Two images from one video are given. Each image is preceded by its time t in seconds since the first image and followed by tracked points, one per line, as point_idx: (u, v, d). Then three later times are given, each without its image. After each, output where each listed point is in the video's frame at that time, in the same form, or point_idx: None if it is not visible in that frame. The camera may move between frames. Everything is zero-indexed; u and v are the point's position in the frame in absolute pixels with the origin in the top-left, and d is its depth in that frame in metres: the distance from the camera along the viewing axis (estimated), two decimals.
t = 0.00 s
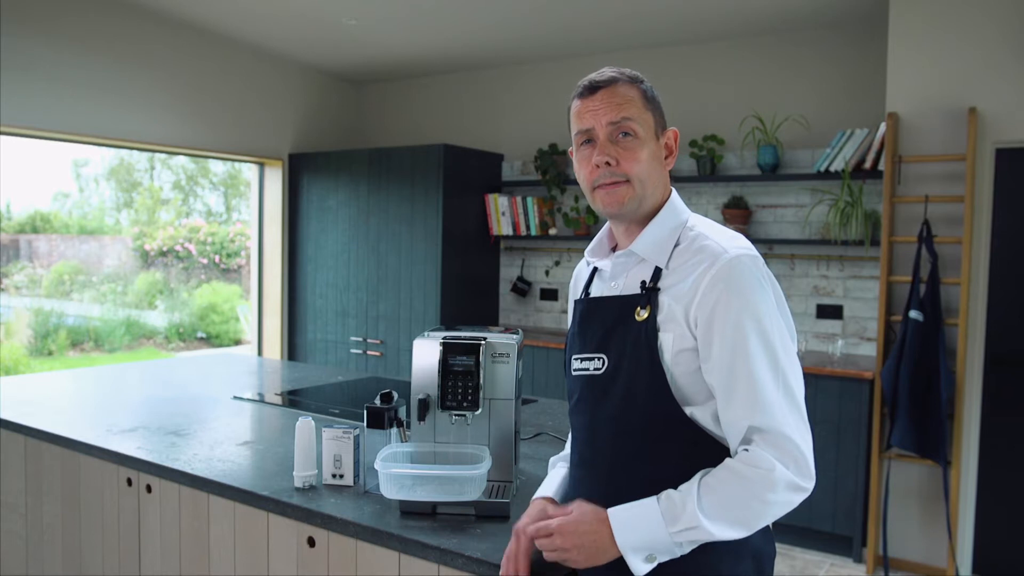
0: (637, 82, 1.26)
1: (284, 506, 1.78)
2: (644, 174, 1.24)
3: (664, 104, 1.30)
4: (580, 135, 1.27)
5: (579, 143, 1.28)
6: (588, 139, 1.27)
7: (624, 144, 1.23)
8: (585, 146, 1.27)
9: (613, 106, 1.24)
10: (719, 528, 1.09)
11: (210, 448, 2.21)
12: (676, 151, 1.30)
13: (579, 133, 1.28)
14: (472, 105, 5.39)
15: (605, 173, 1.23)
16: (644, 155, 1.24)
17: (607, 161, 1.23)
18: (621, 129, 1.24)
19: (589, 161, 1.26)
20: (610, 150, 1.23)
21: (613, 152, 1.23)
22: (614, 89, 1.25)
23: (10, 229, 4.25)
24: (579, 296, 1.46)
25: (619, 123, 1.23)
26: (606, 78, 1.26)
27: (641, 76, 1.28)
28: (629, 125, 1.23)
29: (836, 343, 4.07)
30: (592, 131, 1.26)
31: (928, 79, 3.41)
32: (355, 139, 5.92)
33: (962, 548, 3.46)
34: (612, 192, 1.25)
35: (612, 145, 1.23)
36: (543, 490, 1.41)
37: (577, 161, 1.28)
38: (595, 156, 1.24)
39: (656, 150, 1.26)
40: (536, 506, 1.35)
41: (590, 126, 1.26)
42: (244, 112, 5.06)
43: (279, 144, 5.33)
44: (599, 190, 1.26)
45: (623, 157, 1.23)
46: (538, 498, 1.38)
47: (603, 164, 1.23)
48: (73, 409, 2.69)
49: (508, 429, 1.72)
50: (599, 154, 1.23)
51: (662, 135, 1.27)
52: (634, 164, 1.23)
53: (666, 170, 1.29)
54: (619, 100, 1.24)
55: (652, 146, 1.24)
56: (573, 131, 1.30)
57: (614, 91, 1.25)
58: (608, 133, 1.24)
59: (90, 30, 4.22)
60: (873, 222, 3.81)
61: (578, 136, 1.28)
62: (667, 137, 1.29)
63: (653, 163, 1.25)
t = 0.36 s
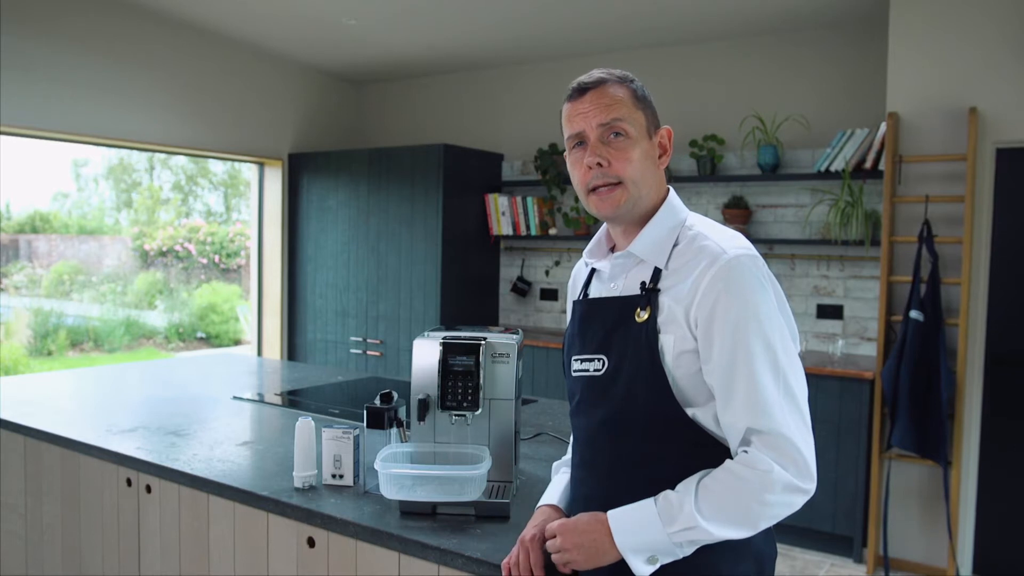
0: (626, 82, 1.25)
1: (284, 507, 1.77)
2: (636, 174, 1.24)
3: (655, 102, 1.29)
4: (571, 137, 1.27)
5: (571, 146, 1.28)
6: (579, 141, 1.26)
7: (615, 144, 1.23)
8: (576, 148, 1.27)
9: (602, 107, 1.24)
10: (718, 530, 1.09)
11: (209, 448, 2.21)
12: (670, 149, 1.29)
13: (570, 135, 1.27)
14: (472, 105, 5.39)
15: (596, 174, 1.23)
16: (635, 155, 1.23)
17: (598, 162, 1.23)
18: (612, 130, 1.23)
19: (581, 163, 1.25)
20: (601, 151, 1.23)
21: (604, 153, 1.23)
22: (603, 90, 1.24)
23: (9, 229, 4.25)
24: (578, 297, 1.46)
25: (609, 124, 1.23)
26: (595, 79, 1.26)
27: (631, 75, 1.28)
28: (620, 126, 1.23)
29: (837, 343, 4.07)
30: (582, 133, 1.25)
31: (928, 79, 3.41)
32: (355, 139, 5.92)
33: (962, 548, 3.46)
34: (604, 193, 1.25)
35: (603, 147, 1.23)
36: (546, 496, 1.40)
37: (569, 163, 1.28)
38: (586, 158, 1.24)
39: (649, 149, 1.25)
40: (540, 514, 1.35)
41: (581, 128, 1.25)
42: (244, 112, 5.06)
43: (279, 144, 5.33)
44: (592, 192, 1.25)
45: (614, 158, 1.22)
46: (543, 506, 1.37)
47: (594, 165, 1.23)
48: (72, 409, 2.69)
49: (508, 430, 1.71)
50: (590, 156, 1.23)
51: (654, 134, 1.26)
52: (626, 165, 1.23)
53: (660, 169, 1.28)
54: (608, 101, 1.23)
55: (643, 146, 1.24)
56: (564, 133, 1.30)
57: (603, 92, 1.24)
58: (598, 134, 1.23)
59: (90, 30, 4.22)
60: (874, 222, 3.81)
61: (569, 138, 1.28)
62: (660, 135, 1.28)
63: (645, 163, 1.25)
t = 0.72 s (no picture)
0: (621, 82, 1.25)
1: (284, 507, 1.77)
2: (633, 175, 1.23)
3: (651, 103, 1.28)
4: (567, 139, 1.27)
5: (567, 148, 1.28)
6: (576, 143, 1.26)
7: (611, 145, 1.22)
8: (573, 150, 1.26)
9: (598, 109, 1.23)
10: (718, 530, 1.09)
11: (209, 448, 2.21)
12: (667, 150, 1.29)
13: (566, 137, 1.27)
14: (472, 105, 5.39)
15: (593, 176, 1.23)
16: (632, 156, 1.23)
17: (594, 163, 1.22)
18: (607, 131, 1.23)
19: (577, 165, 1.25)
20: (597, 153, 1.23)
21: (601, 155, 1.22)
22: (599, 91, 1.24)
23: (9, 229, 4.25)
24: (576, 297, 1.45)
25: (605, 126, 1.23)
26: (590, 80, 1.25)
27: (626, 76, 1.27)
28: (616, 127, 1.22)
29: (837, 343, 4.07)
30: (578, 135, 1.25)
31: (929, 79, 3.41)
32: (355, 139, 5.91)
33: (962, 549, 3.46)
34: (601, 195, 1.24)
35: (599, 148, 1.23)
36: (546, 497, 1.40)
37: (565, 165, 1.28)
38: (582, 159, 1.23)
39: (645, 150, 1.25)
40: (540, 514, 1.35)
41: (577, 130, 1.25)
42: (244, 112, 5.06)
43: (279, 144, 5.32)
44: (588, 193, 1.25)
45: (610, 159, 1.22)
46: (543, 507, 1.37)
47: (591, 167, 1.23)
48: (72, 409, 2.69)
49: (508, 430, 1.71)
50: (586, 157, 1.23)
51: (650, 135, 1.26)
52: (622, 166, 1.22)
53: (656, 169, 1.28)
54: (603, 102, 1.23)
55: (639, 147, 1.23)
56: (561, 135, 1.30)
57: (598, 93, 1.24)
58: (594, 136, 1.23)
59: (90, 29, 4.22)
60: (874, 222, 3.80)
61: (566, 139, 1.27)
62: (656, 136, 1.28)
63: (642, 164, 1.24)
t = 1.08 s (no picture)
0: (618, 83, 1.25)
1: (283, 507, 1.77)
2: (631, 175, 1.23)
3: (649, 102, 1.28)
4: (565, 140, 1.27)
5: (566, 149, 1.28)
6: (574, 144, 1.26)
7: (609, 145, 1.22)
8: (571, 151, 1.26)
9: (595, 109, 1.23)
10: (715, 530, 1.09)
11: (209, 448, 2.21)
12: (665, 149, 1.29)
13: (564, 138, 1.27)
14: (472, 105, 5.39)
15: (591, 176, 1.23)
16: (630, 156, 1.23)
17: (592, 164, 1.22)
18: (605, 131, 1.23)
19: (576, 165, 1.25)
20: (595, 153, 1.22)
21: (598, 155, 1.22)
22: (595, 91, 1.24)
23: (8, 229, 4.24)
24: (574, 296, 1.45)
25: (602, 126, 1.23)
26: (587, 80, 1.25)
27: (623, 76, 1.27)
28: (613, 126, 1.22)
29: (837, 343, 4.06)
30: (576, 136, 1.25)
31: (929, 79, 3.41)
32: (355, 139, 5.91)
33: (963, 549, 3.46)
34: (599, 195, 1.24)
35: (597, 148, 1.22)
36: (545, 496, 1.40)
37: (564, 166, 1.28)
38: (580, 160, 1.23)
39: (643, 149, 1.24)
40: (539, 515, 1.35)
41: (574, 130, 1.25)
42: (244, 112, 5.06)
43: (279, 144, 5.32)
44: (587, 194, 1.25)
45: (608, 158, 1.22)
46: (543, 506, 1.37)
47: (589, 167, 1.22)
48: (72, 409, 2.69)
49: (508, 430, 1.71)
50: (584, 157, 1.23)
51: (649, 134, 1.26)
52: (620, 166, 1.22)
53: (655, 169, 1.28)
54: (600, 102, 1.23)
55: (637, 146, 1.23)
56: (559, 137, 1.30)
57: (595, 94, 1.24)
58: (592, 136, 1.23)
59: (90, 30, 4.22)
60: (874, 223, 3.80)
61: (564, 140, 1.27)
62: (655, 135, 1.27)
63: (640, 163, 1.24)
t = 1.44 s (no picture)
0: (610, 82, 1.25)
1: (283, 507, 1.76)
2: (626, 171, 1.22)
3: (644, 101, 1.28)
4: (560, 140, 1.27)
5: (561, 149, 1.28)
6: (569, 143, 1.26)
7: (603, 143, 1.22)
8: (566, 151, 1.27)
9: (587, 108, 1.24)
10: (725, 512, 1.04)
11: (209, 449, 2.20)
12: (662, 147, 1.28)
13: (559, 138, 1.27)
14: (472, 105, 5.38)
15: (586, 174, 1.22)
16: (624, 153, 1.22)
17: (586, 161, 1.22)
18: (598, 129, 1.23)
19: (571, 164, 1.25)
20: (588, 151, 1.22)
21: (592, 152, 1.22)
22: (587, 91, 1.25)
23: (8, 229, 4.24)
24: (575, 296, 1.44)
25: (595, 124, 1.23)
26: (579, 81, 1.27)
27: (617, 76, 1.28)
28: (606, 124, 1.22)
29: (838, 343, 4.06)
30: (570, 135, 1.25)
31: (929, 79, 3.40)
32: (355, 139, 5.91)
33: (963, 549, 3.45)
34: (595, 193, 1.24)
35: (591, 146, 1.22)
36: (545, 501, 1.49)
37: (560, 166, 1.28)
38: (574, 158, 1.23)
39: (639, 146, 1.24)
40: (539, 514, 1.44)
41: (568, 130, 1.25)
42: (244, 112, 5.06)
43: (279, 144, 5.32)
44: (583, 192, 1.25)
45: (602, 156, 1.21)
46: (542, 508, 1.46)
47: (583, 165, 1.22)
48: (72, 410, 2.69)
49: (509, 430, 1.70)
50: (578, 156, 1.23)
51: (644, 132, 1.26)
52: (614, 163, 1.21)
53: (651, 167, 1.27)
54: (592, 101, 1.23)
55: (632, 142, 1.23)
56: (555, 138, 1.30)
57: (586, 93, 1.24)
58: (586, 135, 1.23)
59: (89, 29, 4.22)
60: (875, 223, 3.79)
61: (559, 140, 1.28)
62: (650, 133, 1.27)
63: (635, 159, 1.23)
